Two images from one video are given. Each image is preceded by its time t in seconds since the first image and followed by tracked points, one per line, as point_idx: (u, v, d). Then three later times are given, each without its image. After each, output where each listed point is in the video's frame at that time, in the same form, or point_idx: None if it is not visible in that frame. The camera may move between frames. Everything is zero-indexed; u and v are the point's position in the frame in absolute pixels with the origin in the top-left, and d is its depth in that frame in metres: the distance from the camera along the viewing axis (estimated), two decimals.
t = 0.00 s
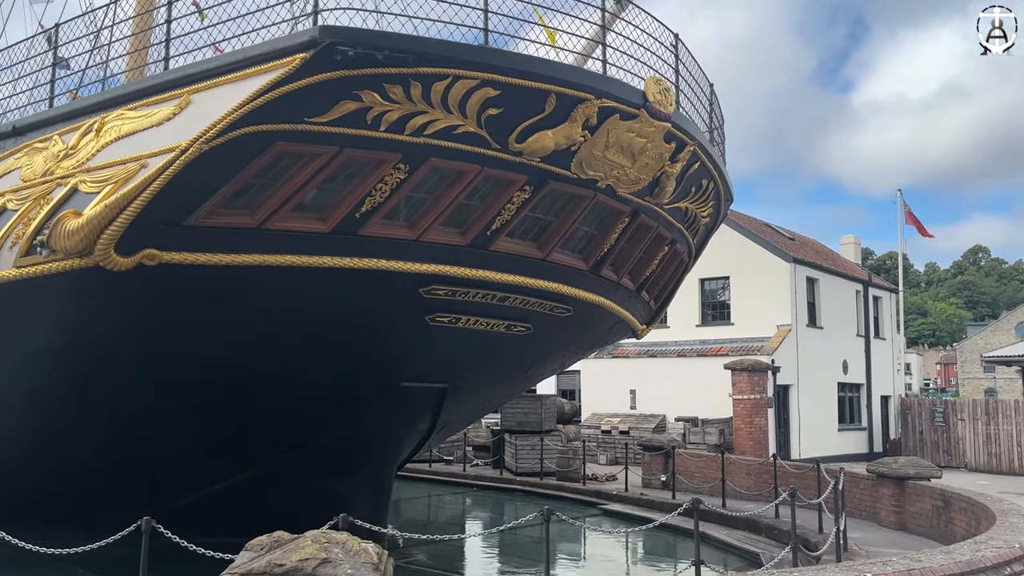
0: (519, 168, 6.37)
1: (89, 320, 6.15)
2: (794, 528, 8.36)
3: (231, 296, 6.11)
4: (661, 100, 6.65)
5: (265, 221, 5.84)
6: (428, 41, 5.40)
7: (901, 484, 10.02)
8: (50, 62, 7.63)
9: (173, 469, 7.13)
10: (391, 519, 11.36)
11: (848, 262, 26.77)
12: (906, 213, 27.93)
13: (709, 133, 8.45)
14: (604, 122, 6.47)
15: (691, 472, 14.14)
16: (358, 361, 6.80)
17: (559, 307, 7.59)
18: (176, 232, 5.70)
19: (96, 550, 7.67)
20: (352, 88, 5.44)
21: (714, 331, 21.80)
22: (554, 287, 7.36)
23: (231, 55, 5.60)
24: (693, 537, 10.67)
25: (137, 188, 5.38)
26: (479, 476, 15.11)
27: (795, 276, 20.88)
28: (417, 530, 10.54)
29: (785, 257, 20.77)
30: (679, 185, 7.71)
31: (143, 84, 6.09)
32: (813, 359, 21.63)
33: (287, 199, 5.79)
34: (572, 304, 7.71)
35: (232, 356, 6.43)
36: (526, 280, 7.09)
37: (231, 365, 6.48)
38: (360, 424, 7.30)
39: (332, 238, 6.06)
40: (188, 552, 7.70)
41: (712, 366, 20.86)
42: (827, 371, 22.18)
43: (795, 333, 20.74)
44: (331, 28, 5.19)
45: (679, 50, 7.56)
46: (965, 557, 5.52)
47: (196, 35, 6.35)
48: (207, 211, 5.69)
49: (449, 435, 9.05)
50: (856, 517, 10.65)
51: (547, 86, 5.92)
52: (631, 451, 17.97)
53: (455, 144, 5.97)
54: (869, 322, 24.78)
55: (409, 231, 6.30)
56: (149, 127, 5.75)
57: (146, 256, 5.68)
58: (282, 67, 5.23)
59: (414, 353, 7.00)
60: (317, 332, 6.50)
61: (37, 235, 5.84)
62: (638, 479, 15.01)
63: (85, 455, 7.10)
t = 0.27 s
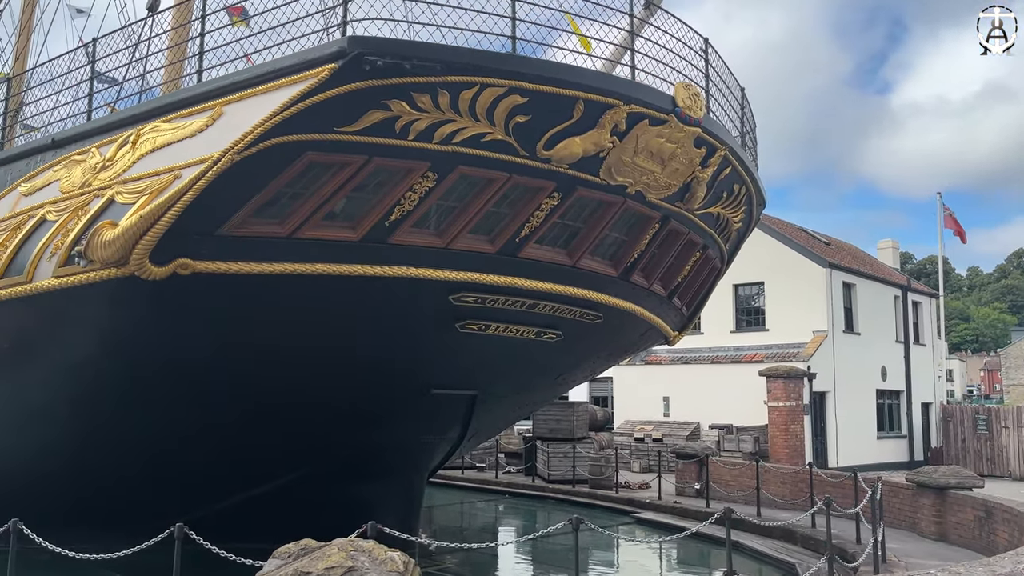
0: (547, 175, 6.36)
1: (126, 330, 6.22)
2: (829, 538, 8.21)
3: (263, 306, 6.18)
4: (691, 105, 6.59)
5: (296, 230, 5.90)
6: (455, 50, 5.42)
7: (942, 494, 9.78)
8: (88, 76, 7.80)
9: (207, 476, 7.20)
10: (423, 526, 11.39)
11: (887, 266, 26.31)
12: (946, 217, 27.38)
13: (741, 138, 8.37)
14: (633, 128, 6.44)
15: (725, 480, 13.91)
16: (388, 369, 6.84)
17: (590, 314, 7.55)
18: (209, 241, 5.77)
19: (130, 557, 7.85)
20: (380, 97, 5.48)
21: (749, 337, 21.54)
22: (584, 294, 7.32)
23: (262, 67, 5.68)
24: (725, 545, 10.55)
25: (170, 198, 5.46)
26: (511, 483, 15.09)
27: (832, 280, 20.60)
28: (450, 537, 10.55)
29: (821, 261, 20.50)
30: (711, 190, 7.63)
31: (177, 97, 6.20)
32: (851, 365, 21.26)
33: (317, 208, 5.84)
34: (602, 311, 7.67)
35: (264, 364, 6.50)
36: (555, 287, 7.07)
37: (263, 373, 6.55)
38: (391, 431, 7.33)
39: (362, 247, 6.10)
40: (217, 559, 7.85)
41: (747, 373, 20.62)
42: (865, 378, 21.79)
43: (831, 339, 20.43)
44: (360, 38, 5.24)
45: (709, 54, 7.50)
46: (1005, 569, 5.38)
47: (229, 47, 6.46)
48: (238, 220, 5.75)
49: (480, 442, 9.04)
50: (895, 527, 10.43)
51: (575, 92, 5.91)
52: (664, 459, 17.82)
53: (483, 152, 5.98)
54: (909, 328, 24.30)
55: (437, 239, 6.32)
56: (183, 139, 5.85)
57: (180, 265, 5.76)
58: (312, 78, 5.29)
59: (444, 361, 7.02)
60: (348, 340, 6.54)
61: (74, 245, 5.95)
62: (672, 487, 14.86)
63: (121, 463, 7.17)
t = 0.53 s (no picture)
0: (572, 184, 6.35)
1: (156, 341, 6.30)
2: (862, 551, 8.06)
3: (290, 317, 6.23)
4: (717, 113, 6.56)
5: (323, 241, 5.95)
6: (479, 61, 5.45)
7: (978, 506, 9.57)
8: (121, 91, 7.95)
9: (236, 486, 7.26)
10: (451, 536, 11.39)
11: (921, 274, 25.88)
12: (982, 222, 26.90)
13: (768, 145, 8.30)
14: (658, 136, 6.41)
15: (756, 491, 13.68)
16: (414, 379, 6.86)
17: (616, 323, 7.52)
18: (237, 253, 5.83)
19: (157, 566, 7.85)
20: (404, 109, 5.52)
21: (779, 345, 21.26)
22: (610, 303, 7.29)
23: (289, 80, 5.75)
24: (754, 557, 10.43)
25: (199, 211, 5.53)
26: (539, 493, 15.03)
27: (864, 289, 20.31)
28: (477, 548, 10.54)
29: (852, 269, 20.23)
30: (738, 198, 7.57)
31: (206, 111, 6.30)
32: (884, 374, 20.92)
33: (343, 219, 5.89)
34: (629, 320, 7.63)
35: (291, 374, 6.55)
36: (581, 296, 7.05)
37: (291, 383, 6.60)
38: (418, 440, 7.34)
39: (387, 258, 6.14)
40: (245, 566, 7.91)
41: (777, 382, 20.39)
42: (899, 387, 21.42)
43: (864, 347, 20.14)
44: (384, 50, 5.29)
45: (735, 61, 7.46)
46: None
47: (257, 61, 6.56)
48: (266, 231, 5.81)
49: (507, 452, 9.02)
50: (930, 540, 10.22)
51: (599, 101, 5.90)
52: (694, 469, 17.65)
53: (507, 162, 6.00)
54: (944, 336, 23.87)
55: (463, 249, 6.34)
56: (212, 152, 5.93)
57: (208, 276, 5.81)
58: (337, 90, 5.34)
59: (469, 370, 7.02)
60: (374, 350, 6.57)
61: (107, 257, 6.05)
62: (701, 497, 14.71)
63: (151, 473, 7.24)
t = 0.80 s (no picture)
0: (594, 196, 6.35)
1: (182, 354, 6.36)
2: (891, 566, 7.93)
3: (315, 330, 6.28)
4: (740, 124, 6.53)
5: (347, 254, 5.98)
6: (500, 74, 5.48)
7: (1012, 522, 9.36)
8: (150, 107, 8.08)
9: (261, 498, 7.29)
10: (475, 549, 11.36)
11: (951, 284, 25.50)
12: (1014, 232, 26.46)
13: (793, 155, 8.24)
14: (680, 147, 6.40)
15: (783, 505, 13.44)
16: (437, 392, 6.87)
17: (640, 335, 7.48)
18: (262, 266, 5.88)
19: None
20: (426, 123, 5.56)
21: (806, 357, 20.97)
22: (634, 315, 7.27)
23: (313, 95, 5.82)
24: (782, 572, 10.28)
25: (225, 225, 5.60)
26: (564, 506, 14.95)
27: (892, 300, 20.07)
28: (502, 561, 10.50)
29: (881, 281, 20.00)
30: (762, 209, 7.52)
31: (232, 126, 6.38)
32: (914, 386, 20.60)
33: (366, 232, 5.93)
34: (653, 332, 7.59)
35: (316, 387, 6.58)
36: (604, 308, 7.02)
37: (315, 396, 6.64)
38: (441, 453, 7.34)
39: (411, 271, 6.17)
40: None
41: (805, 394, 20.15)
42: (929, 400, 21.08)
43: (893, 359, 19.87)
44: (406, 65, 5.34)
45: (758, 71, 7.43)
46: None
47: (282, 77, 6.65)
48: (290, 245, 5.86)
49: (531, 465, 8.99)
50: (962, 555, 10.02)
51: (621, 113, 5.90)
52: (720, 482, 17.47)
53: (529, 174, 6.01)
54: (976, 347, 23.46)
55: (485, 261, 6.35)
56: (238, 167, 6.01)
57: (234, 290, 5.86)
58: (360, 105, 5.40)
59: (492, 382, 7.02)
60: (398, 363, 6.59)
61: (134, 272, 6.13)
62: (728, 511, 14.55)
63: (177, 485, 7.29)
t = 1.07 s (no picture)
0: (613, 211, 6.35)
1: (205, 369, 6.39)
2: None
3: (336, 347, 6.30)
4: (760, 137, 6.51)
5: (367, 270, 6.01)
6: (520, 90, 5.51)
7: None
8: (174, 126, 8.19)
9: (283, 513, 7.31)
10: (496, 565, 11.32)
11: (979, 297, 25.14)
12: None
13: (814, 167, 8.19)
14: (700, 161, 6.38)
15: (809, 520, 13.31)
16: (458, 407, 6.87)
17: (661, 349, 7.44)
18: (284, 282, 5.92)
19: None
20: (446, 139, 5.59)
21: (831, 371, 20.77)
22: (655, 329, 7.23)
23: (333, 112, 5.87)
24: None
25: (247, 242, 5.65)
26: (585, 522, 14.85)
27: (918, 313, 19.82)
28: None
29: (906, 293, 19.77)
30: (784, 222, 7.47)
31: (254, 144, 6.45)
32: (941, 401, 20.29)
33: (387, 248, 5.96)
34: (674, 346, 7.54)
35: (337, 403, 6.60)
36: (625, 322, 6.99)
37: (337, 411, 6.65)
38: (462, 468, 7.33)
39: (431, 286, 6.18)
40: None
41: (829, 409, 19.93)
42: (957, 414, 20.75)
43: (919, 373, 19.60)
44: (426, 82, 5.38)
45: (778, 84, 7.40)
46: None
47: (304, 95, 6.72)
48: (311, 261, 5.90)
49: (552, 480, 8.95)
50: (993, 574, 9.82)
51: (641, 127, 5.90)
52: (744, 498, 17.28)
53: (549, 189, 6.02)
54: (1004, 361, 23.09)
55: (505, 276, 6.35)
56: (259, 184, 6.06)
57: (256, 305, 5.91)
58: (380, 122, 5.44)
59: (512, 397, 7.00)
60: (419, 378, 6.60)
61: (158, 288, 6.20)
62: (752, 527, 14.38)
63: (200, 501, 7.32)
